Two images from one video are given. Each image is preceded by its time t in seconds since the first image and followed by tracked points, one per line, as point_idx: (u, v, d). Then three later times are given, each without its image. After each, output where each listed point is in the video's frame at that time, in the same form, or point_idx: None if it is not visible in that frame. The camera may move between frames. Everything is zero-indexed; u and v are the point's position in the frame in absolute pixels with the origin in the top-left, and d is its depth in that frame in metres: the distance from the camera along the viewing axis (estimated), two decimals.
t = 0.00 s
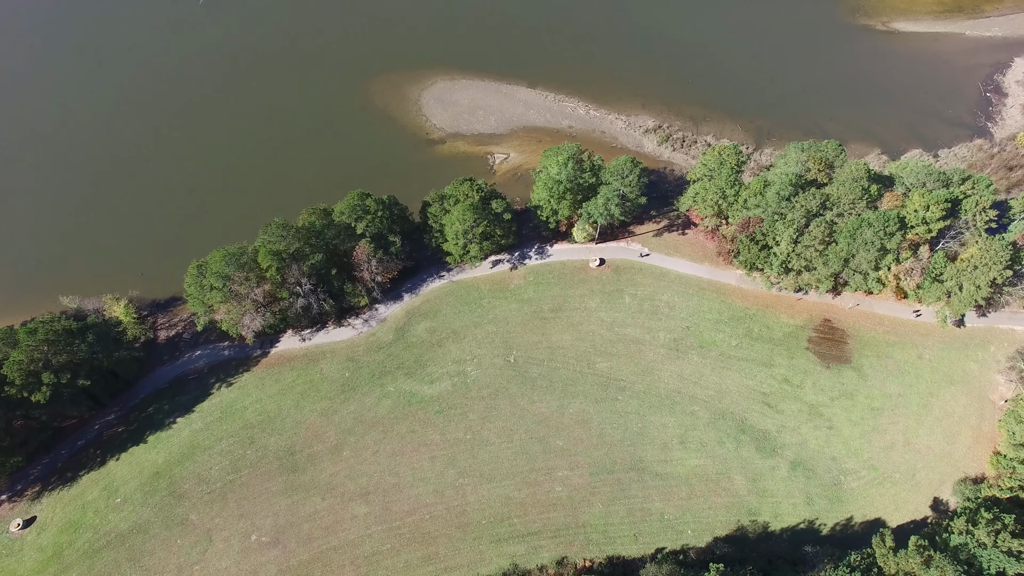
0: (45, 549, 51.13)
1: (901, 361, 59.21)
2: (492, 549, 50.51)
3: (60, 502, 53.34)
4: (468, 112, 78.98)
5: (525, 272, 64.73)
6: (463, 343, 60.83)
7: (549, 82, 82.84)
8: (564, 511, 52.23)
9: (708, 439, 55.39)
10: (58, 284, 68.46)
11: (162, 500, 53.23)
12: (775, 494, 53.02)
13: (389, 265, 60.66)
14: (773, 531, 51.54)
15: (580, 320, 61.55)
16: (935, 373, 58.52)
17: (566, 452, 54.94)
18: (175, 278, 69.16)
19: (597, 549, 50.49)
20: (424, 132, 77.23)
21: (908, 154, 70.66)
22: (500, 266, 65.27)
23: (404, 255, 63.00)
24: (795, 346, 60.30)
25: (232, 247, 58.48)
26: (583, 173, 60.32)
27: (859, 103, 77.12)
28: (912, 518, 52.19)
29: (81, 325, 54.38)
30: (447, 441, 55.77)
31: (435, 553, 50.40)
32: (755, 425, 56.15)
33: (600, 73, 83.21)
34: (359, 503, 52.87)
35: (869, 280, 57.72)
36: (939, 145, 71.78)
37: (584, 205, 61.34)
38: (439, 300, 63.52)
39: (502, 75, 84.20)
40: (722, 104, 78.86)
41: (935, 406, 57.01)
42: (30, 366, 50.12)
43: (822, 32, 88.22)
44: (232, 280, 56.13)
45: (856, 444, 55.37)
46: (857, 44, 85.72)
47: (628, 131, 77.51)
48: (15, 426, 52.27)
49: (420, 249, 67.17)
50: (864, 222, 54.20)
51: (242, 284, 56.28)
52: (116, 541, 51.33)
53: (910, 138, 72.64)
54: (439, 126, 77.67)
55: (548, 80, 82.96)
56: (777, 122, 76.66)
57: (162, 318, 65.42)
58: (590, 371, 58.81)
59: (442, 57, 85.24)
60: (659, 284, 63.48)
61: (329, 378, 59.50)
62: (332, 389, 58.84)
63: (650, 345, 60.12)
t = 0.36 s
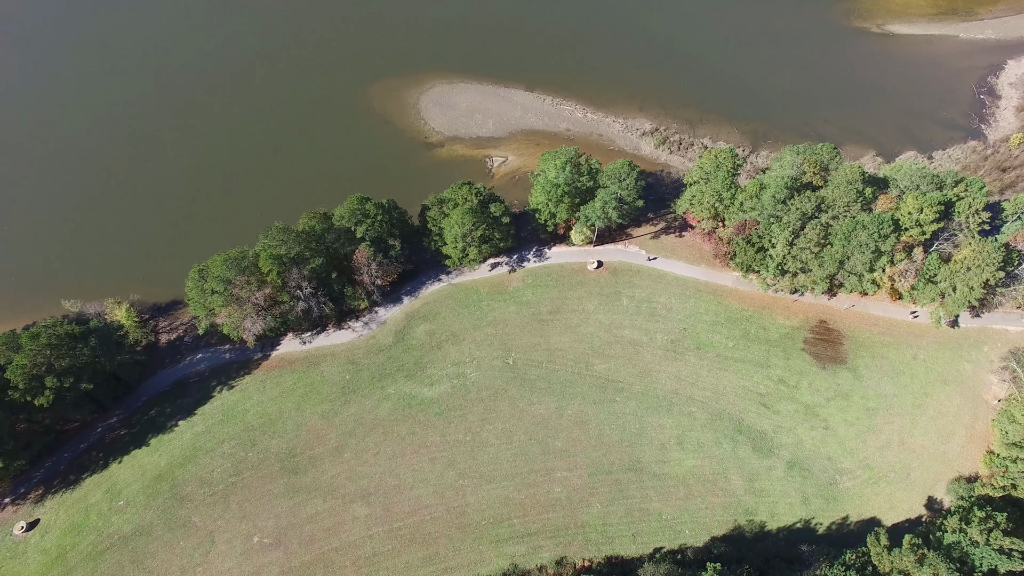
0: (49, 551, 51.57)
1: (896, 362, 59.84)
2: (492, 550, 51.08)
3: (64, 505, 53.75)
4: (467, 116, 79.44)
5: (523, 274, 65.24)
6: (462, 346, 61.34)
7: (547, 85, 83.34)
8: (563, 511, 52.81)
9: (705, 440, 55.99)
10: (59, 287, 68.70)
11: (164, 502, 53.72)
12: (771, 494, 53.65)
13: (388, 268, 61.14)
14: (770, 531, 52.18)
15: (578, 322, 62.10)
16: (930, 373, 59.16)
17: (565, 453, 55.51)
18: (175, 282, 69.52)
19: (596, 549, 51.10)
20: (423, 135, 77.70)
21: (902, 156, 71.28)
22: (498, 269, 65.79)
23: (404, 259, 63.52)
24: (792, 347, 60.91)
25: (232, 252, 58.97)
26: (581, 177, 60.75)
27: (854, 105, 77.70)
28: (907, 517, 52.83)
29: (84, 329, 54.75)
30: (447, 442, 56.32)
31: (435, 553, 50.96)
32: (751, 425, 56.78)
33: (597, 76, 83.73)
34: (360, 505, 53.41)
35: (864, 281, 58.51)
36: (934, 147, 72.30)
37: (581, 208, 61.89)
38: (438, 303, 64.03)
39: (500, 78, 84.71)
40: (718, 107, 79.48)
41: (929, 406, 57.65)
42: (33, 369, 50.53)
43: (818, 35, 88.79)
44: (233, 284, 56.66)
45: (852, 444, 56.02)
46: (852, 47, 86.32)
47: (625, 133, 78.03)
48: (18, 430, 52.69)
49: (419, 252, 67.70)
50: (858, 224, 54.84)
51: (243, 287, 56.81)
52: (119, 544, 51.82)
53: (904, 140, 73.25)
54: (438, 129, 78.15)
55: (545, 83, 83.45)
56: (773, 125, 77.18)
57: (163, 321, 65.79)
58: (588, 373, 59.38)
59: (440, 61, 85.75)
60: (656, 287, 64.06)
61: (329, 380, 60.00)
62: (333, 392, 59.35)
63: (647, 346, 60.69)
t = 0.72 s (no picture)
0: (51, 553, 51.79)
1: (892, 362, 60.37)
2: (492, 550, 51.52)
3: (66, 507, 53.98)
4: (465, 118, 79.81)
5: (522, 276, 65.64)
6: (461, 347, 61.73)
7: (545, 87, 83.73)
8: (562, 512, 53.23)
9: (703, 440, 56.47)
10: (59, 290, 68.86)
11: (166, 504, 54.05)
12: (769, 493, 54.15)
13: (387, 271, 61.52)
14: (767, 529, 52.67)
15: (576, 324, 62.51)
16: (925, 373, 59.68)
17: (563, 453, 55.96)
18: (174, 285, 69.64)
19: (594, 548, 51.56)
20: (422, 137, 78.03)
21: (898, 157, 71.73)
22: (497, 271, 66.17)
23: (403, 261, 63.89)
24: (788, 347, 61.37)
25: (233, 255, 59.33)
26: (579, 179, 61.16)
27: (850, 106, 78.18)
28: (903, 516, 53.33)
29: (85, 332, 55.03)
30: (447, 443, 56.74)
31: (436, 554, 51.39)
32: (748, 425, 57.25)
33: (595, 78, 84.12)
34: (361, 506, 53.84)
35: (860, 282, 58.98)
36: (930, 147, 72.76)
37: (579, 210, 62.28)
38: (437, 305, 64.41)
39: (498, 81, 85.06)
40: (715, 108, 79.93)
41: (924, 405, 58.17)
42: (35, 373, 50.80)
43: (814, 36, 89.27)
44: (234, 287, 56.99)
45: (848, 444, 56.50)
46: (848, 48, 86.79)
47: (623, 135, 78.44)
48: (20, 433, 52.93)
49: (418, 254, 68.12)
50: (854, 226, 55.43)
51: (243, 290, 57.13)
52: (121, 545, 52.11)
53: (900, 141, 73.72)
54: (436, 132, 78.52)
55: (543, 86, 83.81)
56: (770, 126, 77.59)
57: (164, 324, 66.02)
58: (586, 374, 59.82)
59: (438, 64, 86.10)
60: (653, 288, 64.49)
61: (329, 382, 60.40)
62: (333, 393, 59.75)
63: (645, 347, 61.13)
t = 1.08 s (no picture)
0: (53, 554, 51.97)
1: (890, 361, 60.64)
2: (492, 550, 51.80)
3: (67, 509, 54.14)
4: (464, 119, 80.08)
5: (521, 278, 65.88)
6: (461, 349, 61.95)
7: (543, 88, 83.97)
8: (562, 512, 53.51)
9: (702, 440, 56.77)
10: (61, 293, 69.08)
11: (168, 505, 54.29)
12: (767, 493, 54.47)
13: (387, 272, 61.76)
14: (766, 529, 52.98)
15: (576, 324, 62.75)
16: (923, 372, 59.97)
17: (563, 454, 56.24)
18: (176, 287, 69.70)
19: (594, 548, 51.83)
20: (421, 139, 78.27)
21: (896, 157, 71.99)
22: (496, 272, 66.40)
23: (402, 262, 64.15)
24: (787, 347, 61.64)
25: (233, 257, 59.64)
26: (578, 181, 61.32)
27: (848, 107, 78.43)
28: (901, 514, 53.62)
29: (87, 334, 55.09)
30: (447, 444, 57.00)
31: (436, 554, 51.65)
32: (747, 425, 57.54)
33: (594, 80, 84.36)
34: (362, 506, 54.12)
35: (858, 283, 59.42)
36: (927, 148, 73.01)
37: (578, 211, 62.51)
38: (437, 306, 64.64)
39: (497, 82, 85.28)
40: (713, 110, 80.21)
41: (922, 405, 58.46)
42: (37, 375, 50.80)
43: (812, 37, 89.55)
44: (235, 289, 57.24)
45: (847, 443, 56.82)
46: (845, 49, 87.06)
47: (621, 136, 78.67)
48: (22, 435, 53.08)
49: (418, 256, 68.36)
50: (852, 226, 55.85)
51: (244, 292, 57.38)
52: (123, 547, 52.32)
53: (897, 142, 73.99)
54: (435, 134, 78.75)
55: (542, 87, 84.00)
56: (768, 127, 77.84)
57: (165, 326, 66.07)
58: (586, 375, 60.07)
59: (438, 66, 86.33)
60: (652, 288, 64.76)
61: (330, 383, 60.65)
62: (333, 395, 60.01)
63: (644, 347, 61.40)
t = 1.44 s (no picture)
0: (52, 557, 51.94)
1: (887, 359, 60.83)
2: (492, 550, 51.91)
3: (66, 511, 54.11)
4: (461, 120, 80.18)
5: (519, 278, 65.95)
6: (460, 349, 62.03)
7: (540, 89, 84.11)
8: (561, 511, 53.65)
9: (700, 438, 56.95)
10: (59, 295, 69.08)
11: (167, 507, 54.32)
12: (765, 491, 54.65)
13: (385, 273, 61.76)
14: (764, 527, 53.17)
15: (573, 324, 62.86)
16: (920, 370, 60.14)
17: (561, 453, 56.36)
18: (173, 289, 69.42)
19: (593, 548, 51.95)
20: (418, 140, 78.33)
21: (892, 156, 72.15)
22: (494, 272, 66.46)
23: (400, 263, 64.26)
24: (784, 346, 61.81)
25: (231, 259, 59.77)
26: (575, 181, 61.44)
27: (845, 106, 78.59)
28: (899, 512, 53.79)
29: (85, 337, 55.02)
30: (446, 444, 57.11)
31: (435, 554, 51.74)
32: (745, 423, 57.72)
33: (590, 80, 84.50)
34: (361, 507, 54.20)
35: (855, 281, 59.93)
36: (923, 146, 73.19)
37: (576, 211, 62.58)
38: (435, 306, 64.69)
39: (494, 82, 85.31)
40: (709, 109, 80.43)
41: (919, 402, 58.66)
42: (35, 378, 50.74)
43: (807, 36, 89.76)
44: (233, 290, 57.33)
45: (845, 441, 57.02)
46: (841, 48, 87.28)
47: (619, 136, 78.78)
48: (21, 437, 53.05)
49: (416, 257, 68.38)
50: (847, 225, 56.10)
51: (242, 294, 57.47)
52: (122, 548, 52.32)
53: (894, 141, 74.17)
54: (433, 134, 78.84)
55: (539, 87, 84.11)
56: (764, 126, 78.02)
57: (163, 327, 65.94)
58: (584, 374, 60.17)
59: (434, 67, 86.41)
60: (650, 288, 64.87)
61: (328, 384, 60.69)
62: (332, 396, 60.06)
63: (642, 346, 61.52)
